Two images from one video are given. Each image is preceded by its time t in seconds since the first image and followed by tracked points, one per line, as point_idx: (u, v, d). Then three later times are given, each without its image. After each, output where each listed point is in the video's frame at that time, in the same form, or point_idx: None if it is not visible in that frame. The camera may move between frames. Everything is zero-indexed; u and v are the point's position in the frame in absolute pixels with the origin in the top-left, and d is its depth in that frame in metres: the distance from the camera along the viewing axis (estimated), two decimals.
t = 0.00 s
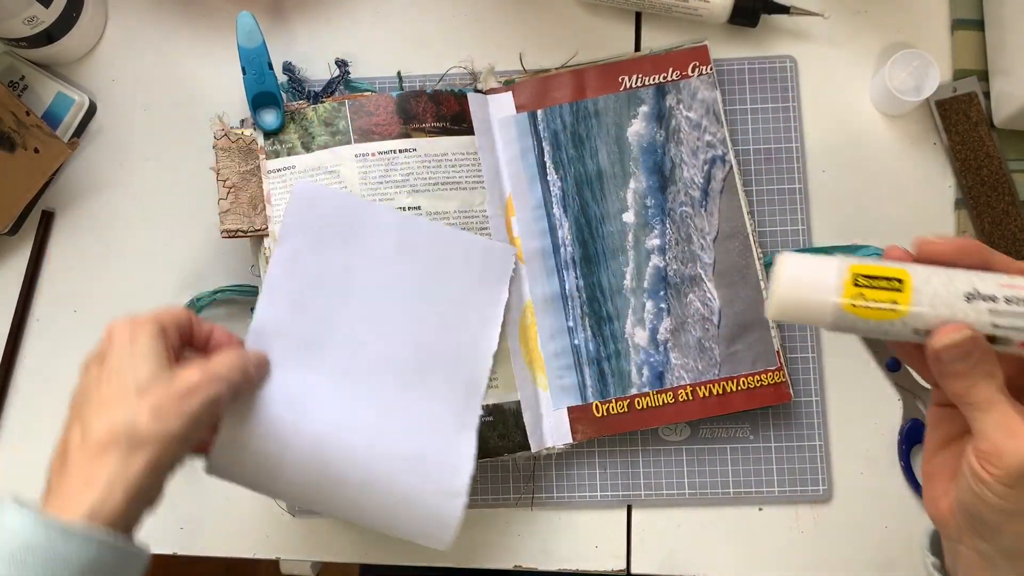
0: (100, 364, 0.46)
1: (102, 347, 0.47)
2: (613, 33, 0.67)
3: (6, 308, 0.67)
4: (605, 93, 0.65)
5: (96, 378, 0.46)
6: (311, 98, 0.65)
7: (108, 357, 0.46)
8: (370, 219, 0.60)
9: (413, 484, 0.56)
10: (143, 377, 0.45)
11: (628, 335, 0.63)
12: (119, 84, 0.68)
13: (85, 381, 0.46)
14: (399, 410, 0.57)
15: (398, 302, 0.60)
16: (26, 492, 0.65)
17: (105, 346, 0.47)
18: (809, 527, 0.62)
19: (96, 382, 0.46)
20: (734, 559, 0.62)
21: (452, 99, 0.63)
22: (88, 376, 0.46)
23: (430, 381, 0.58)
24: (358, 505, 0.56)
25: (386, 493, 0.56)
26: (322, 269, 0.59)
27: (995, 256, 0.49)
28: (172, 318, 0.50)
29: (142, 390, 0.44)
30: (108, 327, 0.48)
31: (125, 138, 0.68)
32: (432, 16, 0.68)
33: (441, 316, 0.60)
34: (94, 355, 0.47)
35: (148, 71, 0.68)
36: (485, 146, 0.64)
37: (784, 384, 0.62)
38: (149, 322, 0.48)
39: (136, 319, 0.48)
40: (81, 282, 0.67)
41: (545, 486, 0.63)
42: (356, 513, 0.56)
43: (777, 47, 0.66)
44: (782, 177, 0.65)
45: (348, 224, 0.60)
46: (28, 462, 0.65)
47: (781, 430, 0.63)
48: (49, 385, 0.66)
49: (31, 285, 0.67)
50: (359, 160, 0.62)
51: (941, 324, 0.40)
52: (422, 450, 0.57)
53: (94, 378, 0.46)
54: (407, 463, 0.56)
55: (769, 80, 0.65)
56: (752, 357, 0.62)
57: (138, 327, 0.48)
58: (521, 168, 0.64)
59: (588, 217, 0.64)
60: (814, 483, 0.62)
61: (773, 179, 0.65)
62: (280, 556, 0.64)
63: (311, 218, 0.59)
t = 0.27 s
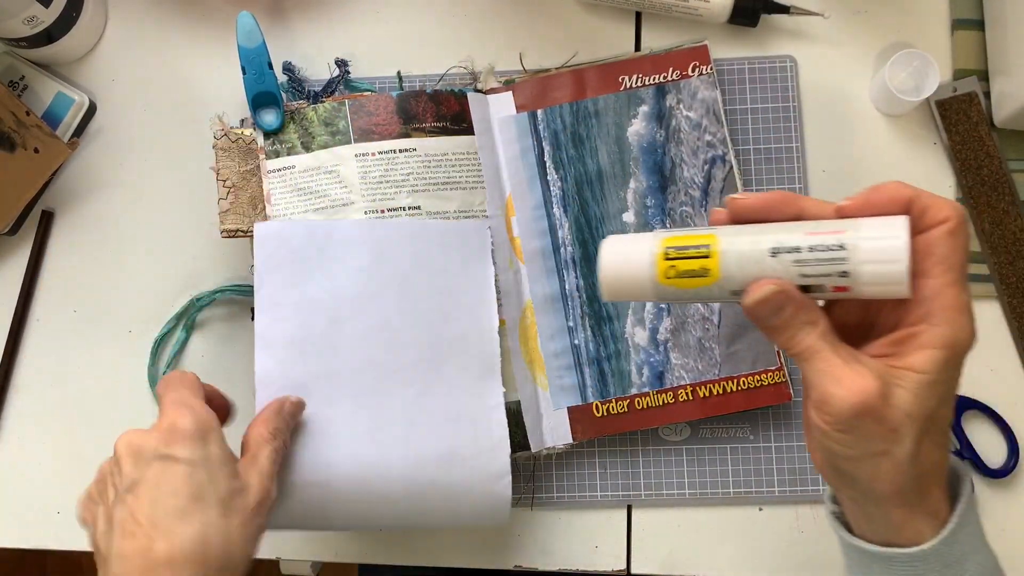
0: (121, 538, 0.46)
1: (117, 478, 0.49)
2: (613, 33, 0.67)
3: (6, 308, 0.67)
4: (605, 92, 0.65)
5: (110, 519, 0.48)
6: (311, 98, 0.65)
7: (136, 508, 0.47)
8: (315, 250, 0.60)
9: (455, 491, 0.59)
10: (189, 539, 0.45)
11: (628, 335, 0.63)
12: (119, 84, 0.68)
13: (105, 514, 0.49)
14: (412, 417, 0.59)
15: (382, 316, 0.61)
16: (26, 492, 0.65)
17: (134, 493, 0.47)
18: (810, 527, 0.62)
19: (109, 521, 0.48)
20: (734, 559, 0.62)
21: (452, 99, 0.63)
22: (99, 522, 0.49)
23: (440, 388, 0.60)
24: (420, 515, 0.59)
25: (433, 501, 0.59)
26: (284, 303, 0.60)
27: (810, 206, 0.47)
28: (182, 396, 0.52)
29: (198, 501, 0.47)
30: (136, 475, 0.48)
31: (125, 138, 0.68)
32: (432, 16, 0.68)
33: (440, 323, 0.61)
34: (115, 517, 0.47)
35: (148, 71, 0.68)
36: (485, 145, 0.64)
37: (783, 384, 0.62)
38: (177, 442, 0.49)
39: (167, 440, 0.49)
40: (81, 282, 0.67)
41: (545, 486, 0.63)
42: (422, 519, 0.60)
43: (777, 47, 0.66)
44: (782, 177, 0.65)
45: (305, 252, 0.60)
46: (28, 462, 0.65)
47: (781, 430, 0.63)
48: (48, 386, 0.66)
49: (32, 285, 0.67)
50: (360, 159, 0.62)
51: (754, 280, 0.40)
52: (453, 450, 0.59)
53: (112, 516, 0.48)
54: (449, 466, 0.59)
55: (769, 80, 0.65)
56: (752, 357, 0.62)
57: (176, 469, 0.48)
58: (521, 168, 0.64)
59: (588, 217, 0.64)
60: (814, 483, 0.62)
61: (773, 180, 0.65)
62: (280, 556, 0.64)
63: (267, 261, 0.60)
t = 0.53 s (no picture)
0: (268, 447, 0.48)
1: (290, 382, 0.51)
2: (613, 33, 0.67)
3: (6, 308, 0.67)
4: (605, 92, 0.64)
5: (258, 406, 0.50)
6: (311, 98, 0.65)
7: (296, 422, 0.49)
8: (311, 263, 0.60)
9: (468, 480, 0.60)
10: (317, 469, 0.48)
11: (628, 335, 0.63)
12: (119, 83, 0.68)
13: (252, 389, 0.51)
14: (423, 424, 0.59)
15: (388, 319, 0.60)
16: (26, 492, 0.65)
17: (310, 406, 0.50)
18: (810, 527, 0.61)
19: (266, 411, 0.50)
20: (734, 559, 0.62)
21: (452, 99, 0.63)
22: (242, 399, 0.51)
23: (450, 389, 0.60)
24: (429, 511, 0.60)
25: (450, 496, 0.59)
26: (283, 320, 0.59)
27: (710, 163, 0.47)
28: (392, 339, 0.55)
29: (341, 447, 0.50)
30: (312, 391, 0.50)
31: (125, 138, 0.68)
32: (432, 16, 0.68)
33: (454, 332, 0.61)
34: (276, 416, 0.49)
35: (148, 71, 0.68)
36: (485, 145, 0.64)
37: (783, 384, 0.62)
38: (362, 382, 0.52)
39: (356, 375, 0.51)
40: (81, 282, 0.67)
41: (545, 486, 0.63)
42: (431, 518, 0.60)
43: (777, 47, 0.66)
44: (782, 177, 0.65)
45: (302, 265, 0.60)
46: (28, 462, 0.65)
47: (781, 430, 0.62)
48: (48, 386, 0.66)
49: (31, 285, 0.67)
50: (360, 159, 0.62)
51: (650, 237, 0.41)
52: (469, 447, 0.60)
53: (263, 404, 0.50)
54: (463, 467, 0.59)
55: (769, 80, 0.65)
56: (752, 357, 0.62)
57: (346, 406, 0.51)
58: (521, 168, 0.64)
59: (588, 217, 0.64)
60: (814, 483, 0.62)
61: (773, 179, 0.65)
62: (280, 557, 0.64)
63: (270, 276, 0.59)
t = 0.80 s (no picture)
0: (324, 509, 0.50)
1: (335, 443, 0.52)
2: (612, 33, 0.67)
3: (5, 308, 0.67)
4: (605, 92, 0.64)
5: (308, 470, 0.52)
6: (310, 98, 0.65)
7: (346, 483, 0.51)
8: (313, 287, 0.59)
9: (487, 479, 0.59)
10: (373, 525, 0.50)
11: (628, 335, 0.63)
12: (119, 84, 0.68)
13: (302, 455, 0.53)
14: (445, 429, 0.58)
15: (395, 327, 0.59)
16: (26, 492, 0.65)
17: (356, 466, 0.51)
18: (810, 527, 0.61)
19: (318, 474, 0.51)
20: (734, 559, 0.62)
21: (452, 99, 0.63)
22: (291, 460, 0.53)
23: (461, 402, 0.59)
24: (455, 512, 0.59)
25: (475, 494, 0.59)
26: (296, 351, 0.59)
27: (562, 132, 0.44)
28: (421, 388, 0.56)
29: (395, 501, 0.51)
30: (359, 452, 0.52)
31: (125, 138, 0.68)
32: (432, 16, 0.68)
33: (463, 341, 0.59)
34: (328, 478, 0.51)
35: (148, 71, 0.68)
36: (485, 145, 0.64)
37: (784, 384, 0.61)
38: (405, 438, 0.53)
39: (397, 432, 0.52)
40: (81, 282, 0.67)
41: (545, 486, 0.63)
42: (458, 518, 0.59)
43: (777, 47, 0.66)
44: (782, 177, 0.65)
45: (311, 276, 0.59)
46: (28, 462, 0.65)
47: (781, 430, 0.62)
48: (48, 386, 0.66)
49: (31, 285, 0.67)
50: (360, 160, 0.61)
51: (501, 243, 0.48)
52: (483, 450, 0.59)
53: (312, 468, 0.52)
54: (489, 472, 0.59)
55: (769, 80, 0.65)
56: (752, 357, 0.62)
57: (392, 463, 0.52)
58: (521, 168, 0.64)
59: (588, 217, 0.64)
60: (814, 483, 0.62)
61: (773, 179, 0.65)
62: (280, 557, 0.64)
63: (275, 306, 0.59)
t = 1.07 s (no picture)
0: (353, 511, 0.51)
1: (367, 445, 0.52)
2: (613, 33, 0.67)
3: (6, 308, 0.67)
4: (605, 92, 0.64)
5: (340, 472, 0.52)
6: (311, 98, 0.65)
7: (376, 485, 0.51)
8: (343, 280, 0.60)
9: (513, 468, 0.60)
10: (400, 528, 0.50)
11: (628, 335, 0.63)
12: (119, 84, 0.68)
13: (335, 456, 0.53)
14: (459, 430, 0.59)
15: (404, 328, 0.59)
16: (27, 493, 0.65)
17: (385, 469, 0.52)
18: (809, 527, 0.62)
19: (349, 477, 0.52)
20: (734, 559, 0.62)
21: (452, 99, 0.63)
22: (325, 463, 0.53)
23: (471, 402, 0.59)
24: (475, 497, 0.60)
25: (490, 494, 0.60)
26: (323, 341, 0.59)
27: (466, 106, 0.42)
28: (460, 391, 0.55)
29: (423, 504, 0.52)
30: (388, 455, 0.52)
31: (125, 139, 0.68)
32: (432, 16, 0.68)
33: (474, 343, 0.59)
34: (358, 480, 0.51)
35: (148, 72, 0.68)
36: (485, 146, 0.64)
37: (784, 384, 0.61)
38: (436, 442, 0.52)
39: (429, 436, 0.52)
40: (81, 282, 0.67)
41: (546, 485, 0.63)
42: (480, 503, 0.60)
43: (778, 47, 0.66)
44: (782, 177, 0.65)
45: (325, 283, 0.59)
46: (28, 462, 0.65)
47: (781, 430, 0.62)
48: (48, 386, 0.66)
49: (32, 285, 0.67)
50: (360, 159, 0.62)
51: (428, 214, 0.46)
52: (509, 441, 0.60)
53: (344, 472, 0.52)
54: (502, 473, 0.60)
55: (769, 80, 0.65)
56: (752, 357, 0.62)
57: (422, 466, 0.52)
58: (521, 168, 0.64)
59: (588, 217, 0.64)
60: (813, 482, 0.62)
61: (773, 180, 0.65)
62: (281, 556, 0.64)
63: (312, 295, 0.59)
